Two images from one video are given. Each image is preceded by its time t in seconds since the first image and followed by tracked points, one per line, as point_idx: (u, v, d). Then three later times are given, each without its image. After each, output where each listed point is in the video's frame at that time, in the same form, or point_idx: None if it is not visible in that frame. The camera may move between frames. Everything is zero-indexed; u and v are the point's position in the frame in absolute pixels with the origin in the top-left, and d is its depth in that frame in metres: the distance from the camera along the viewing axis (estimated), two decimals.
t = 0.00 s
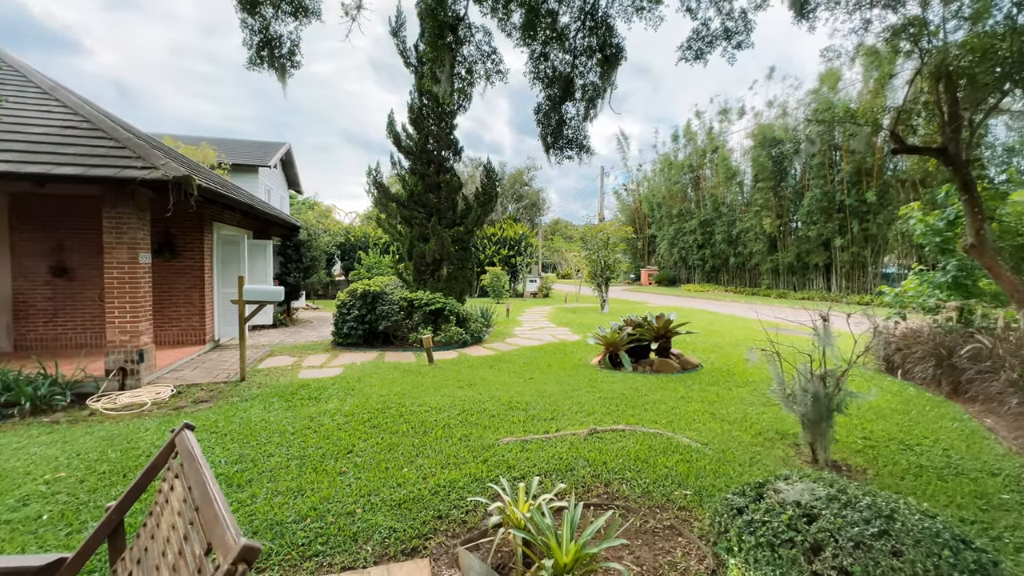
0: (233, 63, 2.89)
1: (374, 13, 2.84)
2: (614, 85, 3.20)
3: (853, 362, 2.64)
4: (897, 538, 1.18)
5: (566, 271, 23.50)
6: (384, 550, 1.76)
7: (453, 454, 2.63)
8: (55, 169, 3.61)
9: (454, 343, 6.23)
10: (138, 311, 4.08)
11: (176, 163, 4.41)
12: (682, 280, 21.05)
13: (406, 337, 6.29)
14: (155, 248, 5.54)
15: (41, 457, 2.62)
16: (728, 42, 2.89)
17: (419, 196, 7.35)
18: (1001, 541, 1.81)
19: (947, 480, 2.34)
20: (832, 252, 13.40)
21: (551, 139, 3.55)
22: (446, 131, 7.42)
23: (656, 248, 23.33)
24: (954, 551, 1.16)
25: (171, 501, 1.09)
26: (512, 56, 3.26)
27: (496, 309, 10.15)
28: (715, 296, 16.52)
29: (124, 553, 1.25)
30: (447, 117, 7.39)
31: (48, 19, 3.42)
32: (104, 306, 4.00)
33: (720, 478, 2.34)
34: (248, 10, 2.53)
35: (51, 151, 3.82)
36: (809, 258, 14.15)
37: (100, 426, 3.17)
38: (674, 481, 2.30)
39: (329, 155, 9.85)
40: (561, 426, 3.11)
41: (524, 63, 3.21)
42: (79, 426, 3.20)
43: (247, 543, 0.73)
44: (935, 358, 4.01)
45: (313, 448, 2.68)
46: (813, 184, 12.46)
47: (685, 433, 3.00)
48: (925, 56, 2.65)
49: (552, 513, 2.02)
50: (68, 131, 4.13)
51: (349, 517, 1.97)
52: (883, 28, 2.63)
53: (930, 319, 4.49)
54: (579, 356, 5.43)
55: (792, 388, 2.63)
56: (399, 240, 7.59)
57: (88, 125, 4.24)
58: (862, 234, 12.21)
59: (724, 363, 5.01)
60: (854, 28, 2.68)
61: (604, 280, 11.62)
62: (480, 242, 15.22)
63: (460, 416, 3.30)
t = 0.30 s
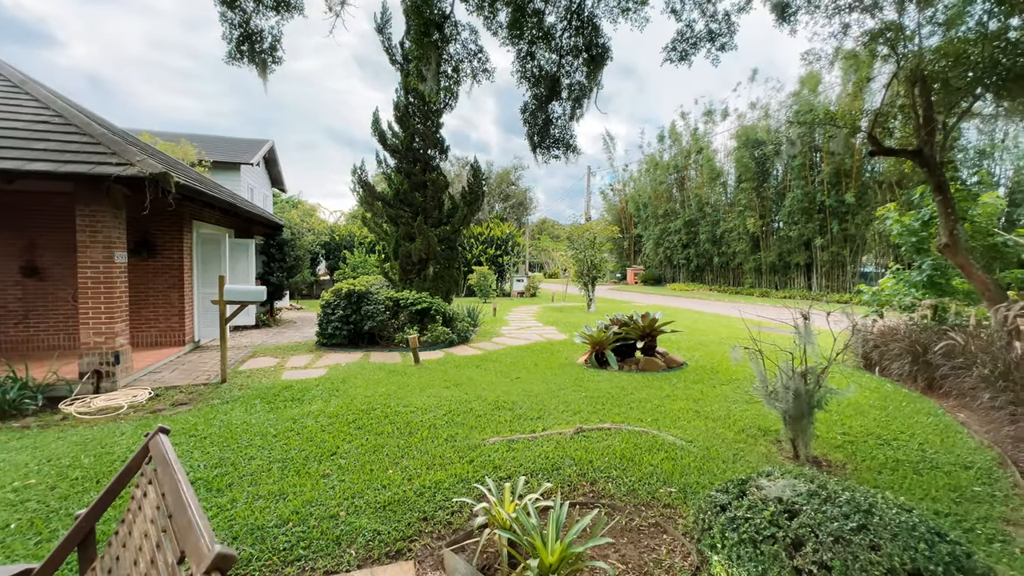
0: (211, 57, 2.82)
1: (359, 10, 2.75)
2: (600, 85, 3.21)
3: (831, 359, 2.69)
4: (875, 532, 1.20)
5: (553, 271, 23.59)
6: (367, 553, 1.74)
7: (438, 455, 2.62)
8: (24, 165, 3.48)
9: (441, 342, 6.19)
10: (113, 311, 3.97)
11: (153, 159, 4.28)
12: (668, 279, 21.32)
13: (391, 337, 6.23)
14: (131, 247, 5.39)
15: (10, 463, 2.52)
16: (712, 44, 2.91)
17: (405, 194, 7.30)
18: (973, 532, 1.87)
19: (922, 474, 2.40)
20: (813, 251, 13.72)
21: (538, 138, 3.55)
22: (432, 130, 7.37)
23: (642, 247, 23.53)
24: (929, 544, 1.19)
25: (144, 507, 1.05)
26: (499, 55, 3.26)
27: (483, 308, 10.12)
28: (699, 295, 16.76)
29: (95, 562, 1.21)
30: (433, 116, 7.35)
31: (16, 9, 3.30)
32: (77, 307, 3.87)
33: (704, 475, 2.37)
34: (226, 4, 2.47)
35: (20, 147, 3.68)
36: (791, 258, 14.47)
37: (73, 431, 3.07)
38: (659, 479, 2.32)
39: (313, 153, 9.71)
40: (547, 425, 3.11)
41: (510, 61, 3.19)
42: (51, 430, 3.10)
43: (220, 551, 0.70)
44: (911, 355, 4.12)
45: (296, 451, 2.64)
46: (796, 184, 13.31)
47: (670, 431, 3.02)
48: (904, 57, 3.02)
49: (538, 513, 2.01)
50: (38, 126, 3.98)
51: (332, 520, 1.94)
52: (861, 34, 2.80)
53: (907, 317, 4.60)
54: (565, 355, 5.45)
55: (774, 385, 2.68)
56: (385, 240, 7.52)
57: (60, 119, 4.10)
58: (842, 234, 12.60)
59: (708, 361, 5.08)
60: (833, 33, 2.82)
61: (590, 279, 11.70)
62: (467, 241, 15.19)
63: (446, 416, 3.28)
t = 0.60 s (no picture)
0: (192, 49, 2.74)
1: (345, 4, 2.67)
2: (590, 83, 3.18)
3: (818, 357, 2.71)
4: (866, 531, 1.19)
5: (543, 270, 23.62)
6: (353, 558, 1.70)
7: (426, 457, 2.58)
8: None
9: (430, 342, 6.13)
10: (90, 311, 3.86)
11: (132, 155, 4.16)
12: (656, 278, 21.47)
13: (379, 337, 6.15)
14: (110, 245, 5.25)
15: None
16: (701, 43, 2.90)
17: (393, 192, 7.22)
18: (958, 528, 1.89)
19: (908, 470, 2.42)
20: (798, 251, 13.93)
21: (528, 136, 3.52)
22: (421, 127, 7.29)
23: (631, 247, 23.65)
24: (919, 543, 1.18)
25: (112, 518, 1.00)
26: (488, 53, 3.23)
27: (473, 308, 10.06)
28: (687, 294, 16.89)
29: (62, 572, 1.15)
30: (422, 113, 7.24)
31: None
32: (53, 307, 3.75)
33: (694, 474, 2.36)
34: None
35: None
36: (777, 258, 14.68)
37: (47, 435, 2.96)
38: (649, 478, 2.31)
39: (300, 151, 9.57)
40: (537, 425, 3.09)
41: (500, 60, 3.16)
42: (24, 434, 2.99)
43: (187, 564, 0.66)
44: (895, 352, 4.17)
45: (280, 453, 2.58)
46: (782, 184, 13.59)
47: (660, 429, 3.02)
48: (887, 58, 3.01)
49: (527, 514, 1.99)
50: (11, 120, 3.83)
51: (316, 525, 1.89)
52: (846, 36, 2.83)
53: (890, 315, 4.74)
54: (555, 354, 5.43)
55: (762, 383, 2.69)
56: (373, 239, 7.44)
57: (34, 113, 3.97)
58: (827, 233, 12.83)
59: (697, 360, 5.10)
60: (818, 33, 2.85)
61: (580, 278, 11.72)
62: (457, 240, 15.11)
63: (435, 416, 3.24)
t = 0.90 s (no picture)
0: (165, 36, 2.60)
1: None
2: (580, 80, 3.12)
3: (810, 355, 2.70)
4: (875, 538, 1.15)
5: (531, 270, 23.61)
6: (335, 571, 1.61)
7: (413, 460, 2.49)
8: None
9: (417, 342, 6.02)
10: (59, 311, 3.68)
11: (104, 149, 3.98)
12: (644, 277, 21.63)
13: (365, 337, 6.03)
14: (82, 243, 5.04)
15: None
16: (690, 41, 2.88)
17: (380, 190, 7.09)
18: (952, 527, 1.88)
19: (899, 468, 2.42)
20: (783, 250, 14.14)
21: (517, 133, 3.44)
22: (408, 124, 7.18)
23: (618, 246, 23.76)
24: (930, 550, 1.14)
25: (63, 539, 0.91)
26: (477, 49, 3.15)
27: (461, 307, 9.96)
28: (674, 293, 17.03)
29: None
30: (409, 109, 7.15)
31: None
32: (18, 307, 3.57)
33: (687, 475, 2.32)
34: None
35: None
36: (762, 257, 14.89)
37: (10, 442, 2.80)
38: (642, 480, 2.26)
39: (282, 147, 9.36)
40: (527, 427, 3.03)
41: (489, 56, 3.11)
42: None
43: None
44: (881, 350, 4.19)
45: (259, 459, 2.47)
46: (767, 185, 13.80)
47: (651, 430, 2.98)
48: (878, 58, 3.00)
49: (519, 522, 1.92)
50: None
51: (297, 535, 1.79)
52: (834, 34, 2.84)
53: (875, 313, 4.71)
54: (544, 353, 5.38)
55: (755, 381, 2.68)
56: (359, 237, 7.29)
57: None
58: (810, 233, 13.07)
59: (686, 359, 5.09)
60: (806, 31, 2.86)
61: (568, 277, 11.70)
62: (444, 239, 15.00)
63: (422, 418, 3.15)
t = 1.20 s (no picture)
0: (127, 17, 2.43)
1: None
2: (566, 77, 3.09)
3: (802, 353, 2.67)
4: (896, 550, 1.11)
5: (515, 269, 23.57)
6: None
7: (398, 467, 2.38)
8: None
9: (400, 342, 5.86)
10: (13, 312, 3.43)
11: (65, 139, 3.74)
12: (627, 276, 21.82)
13: (346, 337, 5.85)
14: (41, 239, 4.74)
15: None
16: (678, 38, 2.82)
17: (361, 186, 6.90)
18: (948, 526, 1.86)
19: (891, 467, 2.40)
20: (762, 250, 14.43)
21: (503, 129, 3.35)
22: (390, 119, 7.01)
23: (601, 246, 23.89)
24: (953, 560, 1.11)
25: None
26: (462, 43, 3.07)
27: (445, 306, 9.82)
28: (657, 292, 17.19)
29: None
30: (391, 104, 6.97)
31: None
32: None
33: (682, 477, 2.27)
34: None
35: None
36: (742, 256, 15.16)
37: None
38: (636, 484, 2.20)
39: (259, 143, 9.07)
40: (515, 429, 2.94)
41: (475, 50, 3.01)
42: None
43: None
44: (865, 347, 4.22)
45: (232, 469, 2.32)
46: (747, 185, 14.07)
47: (643, 431, 2.92)
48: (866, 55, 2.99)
49: (511, 532, 1.83)
50: None
51: (272, 553, 1.66)
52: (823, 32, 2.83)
53: (857, 311, 4.75)
54: (531, 353, 5.30)
55: (748, 380, 2.65)
56: (340, 235, 7.09)
57: None
58: (788, 233, 13.38)
59: (673, 357, 5.08)
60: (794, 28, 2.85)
61: (553, 276, 11.65)
62: (427, 238, 14.81)
63: (408, 422, 3.03)
